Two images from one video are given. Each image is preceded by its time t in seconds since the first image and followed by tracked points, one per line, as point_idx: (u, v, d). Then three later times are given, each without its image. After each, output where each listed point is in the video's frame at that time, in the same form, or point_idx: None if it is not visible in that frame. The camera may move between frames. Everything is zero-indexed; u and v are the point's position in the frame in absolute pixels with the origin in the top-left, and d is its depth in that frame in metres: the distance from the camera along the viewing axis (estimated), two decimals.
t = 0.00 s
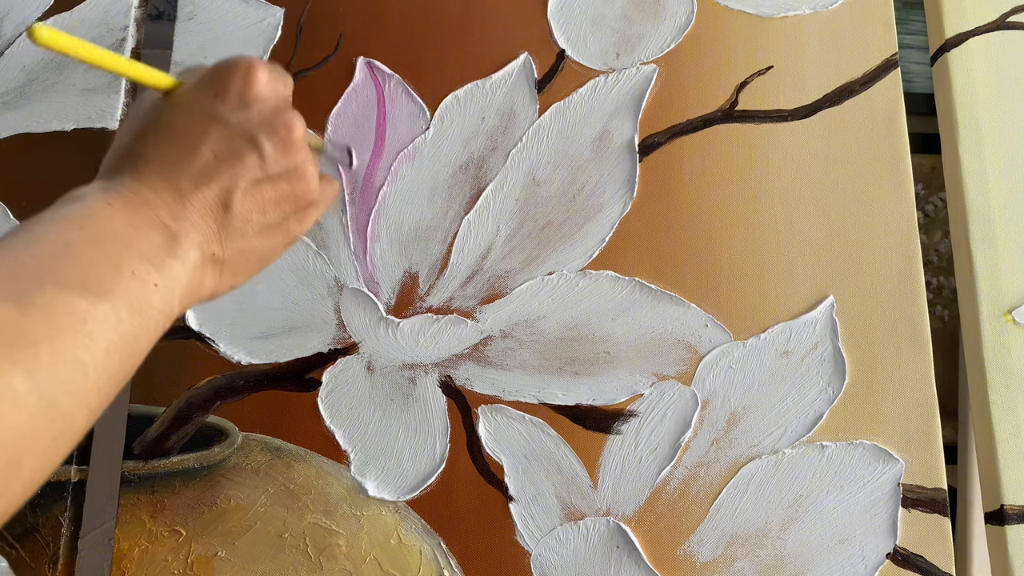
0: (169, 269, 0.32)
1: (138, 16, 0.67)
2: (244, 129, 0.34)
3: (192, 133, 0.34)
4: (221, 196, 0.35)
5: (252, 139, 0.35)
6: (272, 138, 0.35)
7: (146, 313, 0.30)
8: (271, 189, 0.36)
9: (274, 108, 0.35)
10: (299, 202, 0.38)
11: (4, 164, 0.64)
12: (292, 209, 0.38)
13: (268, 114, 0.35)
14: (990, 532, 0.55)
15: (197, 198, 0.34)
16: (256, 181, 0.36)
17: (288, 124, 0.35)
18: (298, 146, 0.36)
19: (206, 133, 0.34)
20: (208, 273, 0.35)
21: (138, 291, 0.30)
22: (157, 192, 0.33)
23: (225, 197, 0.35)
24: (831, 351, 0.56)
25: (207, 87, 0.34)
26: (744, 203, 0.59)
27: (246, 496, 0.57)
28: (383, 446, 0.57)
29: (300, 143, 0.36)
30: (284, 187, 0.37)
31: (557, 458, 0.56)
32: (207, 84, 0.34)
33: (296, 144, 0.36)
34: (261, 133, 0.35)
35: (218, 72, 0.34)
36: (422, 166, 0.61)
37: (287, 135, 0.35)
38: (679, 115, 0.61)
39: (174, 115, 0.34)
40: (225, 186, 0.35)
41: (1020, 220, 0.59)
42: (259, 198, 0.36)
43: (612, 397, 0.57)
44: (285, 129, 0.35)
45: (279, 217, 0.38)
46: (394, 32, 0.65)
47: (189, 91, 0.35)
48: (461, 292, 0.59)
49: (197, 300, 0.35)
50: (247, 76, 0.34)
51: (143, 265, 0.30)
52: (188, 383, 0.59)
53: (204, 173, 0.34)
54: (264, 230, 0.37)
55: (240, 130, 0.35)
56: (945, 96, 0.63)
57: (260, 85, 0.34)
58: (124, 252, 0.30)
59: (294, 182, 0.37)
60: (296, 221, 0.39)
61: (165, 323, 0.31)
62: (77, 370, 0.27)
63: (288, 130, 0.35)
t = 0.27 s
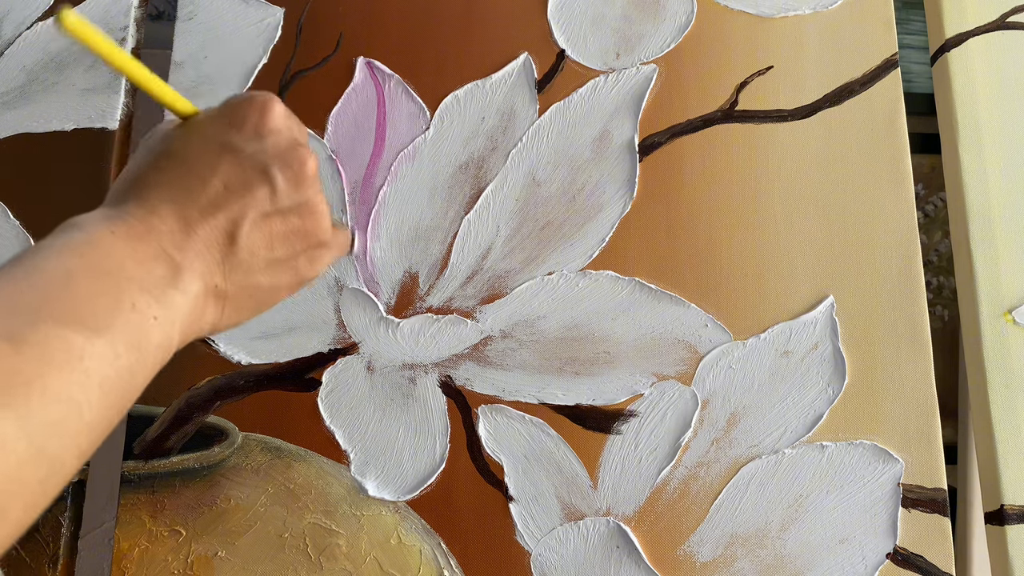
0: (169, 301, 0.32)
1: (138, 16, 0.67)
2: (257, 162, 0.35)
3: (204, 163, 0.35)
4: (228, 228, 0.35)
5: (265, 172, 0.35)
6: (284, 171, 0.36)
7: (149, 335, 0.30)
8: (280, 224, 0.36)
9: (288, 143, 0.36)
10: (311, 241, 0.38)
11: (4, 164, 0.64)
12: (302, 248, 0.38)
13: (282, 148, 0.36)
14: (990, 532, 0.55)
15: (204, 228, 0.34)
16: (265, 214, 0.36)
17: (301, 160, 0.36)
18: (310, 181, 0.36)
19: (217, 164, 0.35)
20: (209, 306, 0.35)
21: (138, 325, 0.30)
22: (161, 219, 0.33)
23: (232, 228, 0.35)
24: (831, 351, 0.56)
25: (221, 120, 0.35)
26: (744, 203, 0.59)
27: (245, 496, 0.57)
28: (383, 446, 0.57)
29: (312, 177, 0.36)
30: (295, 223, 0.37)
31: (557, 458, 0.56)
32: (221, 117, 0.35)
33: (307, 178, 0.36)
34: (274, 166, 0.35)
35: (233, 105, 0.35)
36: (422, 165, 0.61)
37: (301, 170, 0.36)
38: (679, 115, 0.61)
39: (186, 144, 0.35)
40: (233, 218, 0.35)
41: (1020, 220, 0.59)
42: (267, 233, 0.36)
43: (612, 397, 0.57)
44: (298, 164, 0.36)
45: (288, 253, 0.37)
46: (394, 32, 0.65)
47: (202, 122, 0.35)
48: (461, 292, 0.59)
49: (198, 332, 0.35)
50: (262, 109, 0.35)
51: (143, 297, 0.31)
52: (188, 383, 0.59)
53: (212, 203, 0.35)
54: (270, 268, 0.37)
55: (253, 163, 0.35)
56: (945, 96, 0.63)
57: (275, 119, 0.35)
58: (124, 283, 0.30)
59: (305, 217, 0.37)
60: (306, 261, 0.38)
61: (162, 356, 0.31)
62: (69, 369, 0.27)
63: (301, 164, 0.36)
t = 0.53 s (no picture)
0: (157, 323, 0.32)
1: (138, 16, 0.66)
2: (265, 166, 0.34)
3: (208, 166, 0.34)
4: (231, 239, 0.35)
5: (271, 178, 0.35)
6: (295, 177, 0.35)
7: (132, 359, 0.31)
8: (288, 235, 0.36)
9: (301, 144, 0.35)
10: (322, 249, 0.37)
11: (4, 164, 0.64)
12: (313, 258, 0.38)
13: (294, 149, 0.35)
14: (990, 532, 0.55)
15: (202, 239, 0.35)
16: (271, 224, 0.36)
17: (314, 166, 0.35)
18: (324, 188, 0.35)
19: (222, 168, 0.34)
20: (206, 320, 0.36)
21: (114, 353, 0.30)
22: (157, 232, 0.34)
23: (233, 241, 0.35)
24: (831, 351, 0.56)
25: (227, 117, 0.34)
26: (744, 203, 0.59)
27: (246, 496, 0.57)
28: (383, 447, 0.57)
29: (328, 184, 0.35)
30: (304, 233, 0.36)
31: (557, 458, 0.57)
32: (229, 111, 0.34)
33: (322, 185, 0.35)
34: (281, 171, 0.35)
35: (239, 100, 0.34)
36: (422, 165, 0.61)
37: (312, 177, 0.35)
38: (679, 115, 0.61)
39: (190, 143, 0.34)
40: (236, 227, 0.35)
41: (1020, 220, 0.59)
42: (274, 243, 0.36)
43: (612, 397, 0.57)
44: (310, 171, 0.35)
45: (296, 264, 0.37)
46: (393, 32, 0.65)
47: (208, 118, 0.35)
48: (461, 292, 0.59)
49: (195, 347, 0.36)
50: (273, 108, 0.34)
51: (126, 323, 0.31)
52: (188, 383, 0.59)
53: (215, 212, 0.35)
54: (276, 278, 0.37)
55: (259, 167, 0.35)
56: (945, 96, 0.63)
57: (285, 117, 0.34)
58: (107, 307, 0.30)
59: (316, 227, 0.36)
60: (315, 269, 0.38)
61: (143, 378, 0.32)
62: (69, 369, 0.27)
63: (312, 172, 0.35)
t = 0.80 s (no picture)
0: (155, 290, 0.32)
1: (138, 16, 0.67)
2: (273, 139, 0.34)
3: (217, 137, 0.34)
4: (235, 210, 0.36)
5: (280, 153, 0.34)
6: (302, 152, 0.35)
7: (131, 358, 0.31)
8: (290, 207, 0.37)
9: (311, 119, 0.34)
10: (323, 221, 0.38)
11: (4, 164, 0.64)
12: (313, 228, 0.38)
13: (304, 124, 0.34)
14: (990, 532, 0.55)
15: (206, 208, 0.35)
16: (275, 198, 0.36)
17: (321, 142, 0.34)
18: (329, 163, 0.35)
19: (231, 139, 0.34)
20: (207, 288, 0.37)
21: (111, 317, 0.30)
22: (159, 198, 0.34)
23: (237, 213, 0.36)
24: (831, 352, 0.56)
25: (239, 84, 0.34)
26: (744, 203, 0.59)
27: (246, 496, 0.57)
28: (383, 447, 0.57)
29: (332, 159, 0.35)
30: (307, 205, 0.37)
31: (557, 458, 0.56)
32: (240, 80, 0.34)
33: (327, 161, 0.35)
34: (290, 146, 0.34)
35: (251, 68, 0.33)
36: (422, 165, 0.61)
37: (319, 152, 0.35)
38: (679, 115, 0.61)
39: (202, 112, 0.34)
40: (240, 199, 0.35)
41: (1020, 220, 0.59)
42: (278, 215, 0.37)
43: (612, 397, 0.57)
44: (318, 146, 0.35)
45: (297, 236, 0.38)
46: (394, 32, 0.65)
47: (221, 85, 0.34)
48: (461, 291, 0.59)
49: (194, 313, 0.37)
50: (283, 78, 0.33)
51: (123, 287, 0.31)
52: (188, 383, 0.59)
53: (219, 183, 0.35)
54: (277, 249, 0.38)
55: (268, 142, 0.34)
56: (944, 96, 0.63)
57: (296, 90, 0.33)
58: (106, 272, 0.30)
59: (318, 200, 0.37)
60: (313, 240, 0.39)
61: (139, 347, 0.31)
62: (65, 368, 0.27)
63: (320, 148, 0.35)
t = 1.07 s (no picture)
0: (177, 355, 0.30)
1: (138, 16, 0.66)
2: (311, 202, 0.32)
3: (253, 195, 0.32)
4: (266, 271, 0.33)
5: (317, 217, 0.32)
6: (339, 215, 0.32)
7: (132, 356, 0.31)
8: (325, 272, 0.34)
9: (352, 181, 0.32)
10: (359, 284, 0.35)
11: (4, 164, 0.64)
12: (347, 292, 0.35)
13: (343, 187, 0.32)
14: (990, 532, 0.55)
15: (236, 270, 0.33)
16: (309, 261, 0.33)
17: (361, 204, 0.32)
18: (367, 227, 0.32)
19: (267, 198, 0.32)
20: (231, 350, 0.34)
21: (133, 385, 0.28)
22: (189, 256, 0.32)
23: (269, 276, 0.33)
24: (831, 351, 0.56)
25: (278, 141, 0.32)
26: (745, 203, 0.59)
27: (246, 496, 0.57)
28: (383, 447, 0.57)
29: (372, 222, 0.32)
30: (343, 270, 0.34)
31: (557, 458, 0.56)
32: (280, 138, 0.31)
33: (366, 224, 0.32)
34: (327, 209, 0.32)
35: (292, 126, 0.31)
36: (421, 165, 0.61)
37: (357, 217, 0.32)
38: (679, 115, 0.61)
39: (240, 165, 0.32)
40: (272, 261, 0.33)
41: (1020, 220, 0.59)
42: (310, 278, 0.34)
43: (612, 397, 0.57)
44: (356, 208, 0.32)
45: (330, 300, 0.35)
46: (393, 32, 0.65)
47: (262, 142, 0.32)
48: (461, 292, 0.59)
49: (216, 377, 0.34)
50: (326, 138, 0.31)
51: (146, 353, 0.29)
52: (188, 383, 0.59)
53: (253, 244, 0.32)
54: (309, 312, 0.35)
55: (306, 204, 0.32)
56: (945, 96, 0.63)
57: (337, 149, 0.31)
58: (131, 335, 0.28)
59: (354, 265, 0.34)
60: (348, 304, 0.36)
61: (158, 417, 0.29)
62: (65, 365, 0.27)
63: (359, 211, 0.32)
